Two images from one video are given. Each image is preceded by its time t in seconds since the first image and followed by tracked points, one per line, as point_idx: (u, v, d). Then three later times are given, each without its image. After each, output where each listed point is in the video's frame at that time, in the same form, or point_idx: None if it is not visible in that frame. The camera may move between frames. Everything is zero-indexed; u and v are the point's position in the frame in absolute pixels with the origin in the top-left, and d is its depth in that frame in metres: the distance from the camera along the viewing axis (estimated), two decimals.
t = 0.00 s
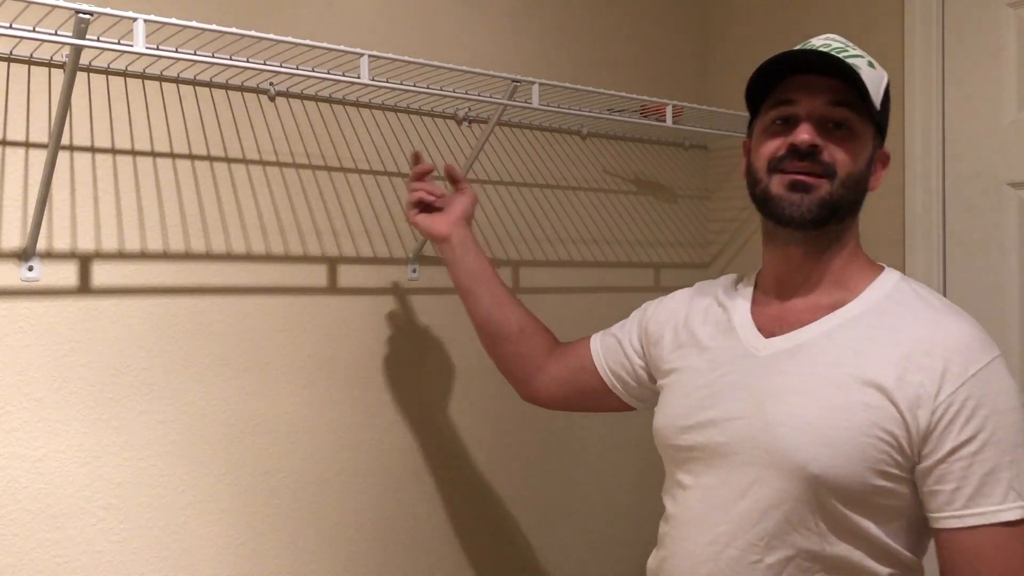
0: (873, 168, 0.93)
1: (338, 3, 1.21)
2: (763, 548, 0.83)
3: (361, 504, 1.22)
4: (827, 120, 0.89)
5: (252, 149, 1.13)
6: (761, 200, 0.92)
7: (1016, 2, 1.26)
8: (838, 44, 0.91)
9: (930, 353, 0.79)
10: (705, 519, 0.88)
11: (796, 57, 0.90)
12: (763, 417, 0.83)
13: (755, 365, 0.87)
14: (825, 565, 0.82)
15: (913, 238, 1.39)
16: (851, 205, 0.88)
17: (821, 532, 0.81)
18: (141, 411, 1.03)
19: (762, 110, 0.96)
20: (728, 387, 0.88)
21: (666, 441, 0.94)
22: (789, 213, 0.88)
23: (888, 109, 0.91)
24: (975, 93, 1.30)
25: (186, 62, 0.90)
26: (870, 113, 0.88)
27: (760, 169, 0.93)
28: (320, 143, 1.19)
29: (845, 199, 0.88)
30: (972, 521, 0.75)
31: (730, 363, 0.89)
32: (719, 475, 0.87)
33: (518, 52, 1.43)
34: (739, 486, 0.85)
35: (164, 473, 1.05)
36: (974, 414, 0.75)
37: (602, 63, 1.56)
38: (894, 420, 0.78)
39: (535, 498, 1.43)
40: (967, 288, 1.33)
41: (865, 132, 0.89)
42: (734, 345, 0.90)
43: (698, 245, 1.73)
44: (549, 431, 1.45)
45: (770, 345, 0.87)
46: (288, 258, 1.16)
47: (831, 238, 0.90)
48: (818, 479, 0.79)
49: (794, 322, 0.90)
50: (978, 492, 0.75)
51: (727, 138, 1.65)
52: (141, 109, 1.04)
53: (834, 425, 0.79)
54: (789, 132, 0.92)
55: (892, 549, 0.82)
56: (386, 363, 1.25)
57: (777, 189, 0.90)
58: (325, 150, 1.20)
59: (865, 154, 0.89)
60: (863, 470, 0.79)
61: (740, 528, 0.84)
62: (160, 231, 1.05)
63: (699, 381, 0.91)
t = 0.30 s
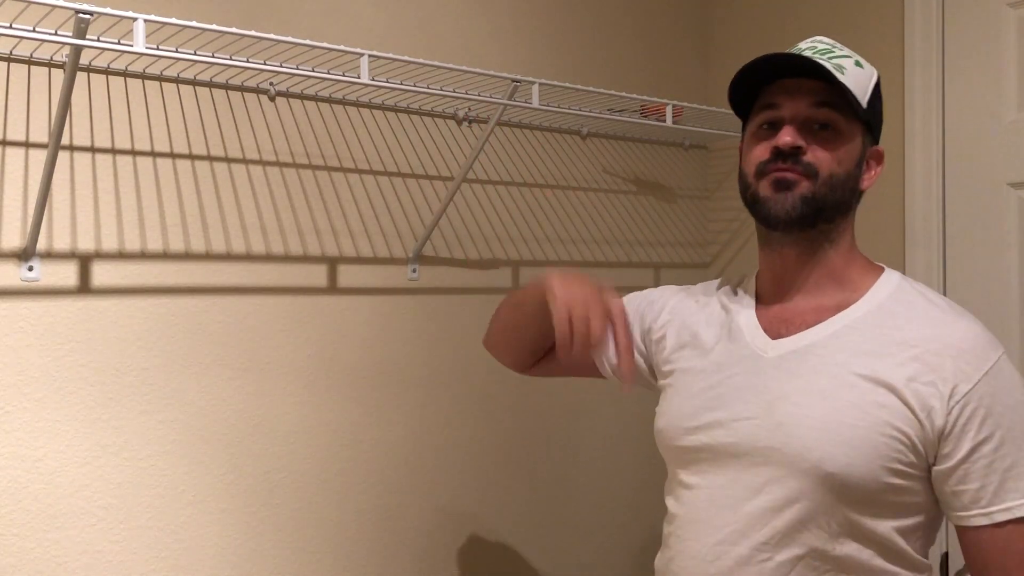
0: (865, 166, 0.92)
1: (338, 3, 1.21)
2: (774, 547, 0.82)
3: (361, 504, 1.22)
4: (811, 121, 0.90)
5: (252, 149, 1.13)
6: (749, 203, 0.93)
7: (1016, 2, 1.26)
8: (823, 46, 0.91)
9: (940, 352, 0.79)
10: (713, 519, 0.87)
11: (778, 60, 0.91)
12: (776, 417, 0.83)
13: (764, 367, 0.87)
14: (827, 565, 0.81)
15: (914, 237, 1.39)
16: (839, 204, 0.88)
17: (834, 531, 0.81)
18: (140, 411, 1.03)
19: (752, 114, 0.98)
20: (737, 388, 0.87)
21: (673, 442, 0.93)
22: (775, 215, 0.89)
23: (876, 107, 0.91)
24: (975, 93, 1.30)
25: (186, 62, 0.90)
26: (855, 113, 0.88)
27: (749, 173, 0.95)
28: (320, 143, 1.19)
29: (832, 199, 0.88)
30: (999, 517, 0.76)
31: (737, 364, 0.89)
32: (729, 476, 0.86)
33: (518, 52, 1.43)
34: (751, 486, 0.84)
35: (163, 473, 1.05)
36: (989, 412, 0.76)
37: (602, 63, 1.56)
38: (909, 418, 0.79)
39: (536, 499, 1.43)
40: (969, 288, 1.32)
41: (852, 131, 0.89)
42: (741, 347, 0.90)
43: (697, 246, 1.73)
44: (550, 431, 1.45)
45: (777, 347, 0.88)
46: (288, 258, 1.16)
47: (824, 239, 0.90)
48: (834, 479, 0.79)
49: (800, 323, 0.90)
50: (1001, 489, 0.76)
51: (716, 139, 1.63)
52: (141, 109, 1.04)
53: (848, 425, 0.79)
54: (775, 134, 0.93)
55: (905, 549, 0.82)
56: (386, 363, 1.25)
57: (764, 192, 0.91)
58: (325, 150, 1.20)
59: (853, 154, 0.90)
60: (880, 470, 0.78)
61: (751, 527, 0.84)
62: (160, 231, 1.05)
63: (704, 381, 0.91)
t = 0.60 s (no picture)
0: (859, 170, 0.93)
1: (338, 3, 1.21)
2: (782, 543, 0.82)
3: (360, 504, 1.22)
4: (809, 138, 0.89)
5: (252, 149, 1.13)
6: (751, 222, 0.93)
7: (1016, 2, 1.25)
8: (813, 50, 0.90)
9: (940, 348, 0.80)
10: (718, 518, 0.87)
11: (773, 78, 0.89)
12: (779, 417, 0.83)
13: (765, 367, 0.87)
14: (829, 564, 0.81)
15: (913, 238, 1.39)
16: (842, 217, 0.89)
17: (838, 528, 0.81)
18: (140, 411, 1.03)
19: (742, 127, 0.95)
20: (738, 389, 0.87)
21: (674, 443, 0.93)
22: (782, 239, 0.89)
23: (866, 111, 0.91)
24: (975, 93, 1.30)
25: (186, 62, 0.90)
26: (851, 125, 0.88)
27: (748, 191, 0.94)
28: (320, 143, 1.19)
29: (836, 216, 0.89)
30: (994, 509, 0.76)
31: (737, 365, 0.89)
32: (734, 475, 0.86)
33: (518, 52, 1.43)
34: (757, 484, 0.84)
35: (163, 473, 1.04)
36: (987, 406, 0.76)
37: (601, 63, 1.56)
38: (912, 415, 0.79)
39: (536, 498, 1.43)
40: (968, 288, 1.32)
41: (848, 143, 0.89)
42: (739, 348, 0.90)
43: (697, 246, 1.73)
44: (549, 431, 1.45)
45: (775, 347, 0.88)
46: (288, 258, 1.16)
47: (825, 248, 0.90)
48: (839, 476, 0.79)
49: (799, 325, 0.90)
50: (996, 481, 0.76)
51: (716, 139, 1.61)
52: (141, 109, 1.04)
53: (852, 424, 0.79)
54: (773, 152, 0.92)
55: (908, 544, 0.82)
56: (386, 363, 1.25)
57: (767, 215, 0.90)
58: (325, 150, 1.20)
59: (850, 164, 0.90)
60: (884, 467, 0.78)
61: (758, 524, 0.83)
62: (160, 231, 1.05)
63: (704, 383, 0.91)
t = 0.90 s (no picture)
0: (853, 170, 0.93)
1: (337, 3, 1.21)
2: (773, 542, 0.82)
3: (360, 504, 1.22)
4: (802, 137, 0.89)
5: (252, 149, 1.13)
6: (744, 221, 0.94)
7: (1017, 2, 1.25)
8: (808, 51, 0.90)
9: (931, 348, 0.80)
10: (711, 517, 0.87)
11: (767, 78, 0.89)
12: (772, 416, 0.83)
13: (758, 368, 0.87)
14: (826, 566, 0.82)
15: (914, 238, 1.39)
16: (835, 217, 0.90)
17: (830, 527, 0.81)
18: (140, 411, 1.03)
19: (736, 125, 0.96)
20: (731, 390, 0.88)
21: (668, 443, 0.93)
22: (774, 239, 0.90)
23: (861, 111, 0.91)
24: (975, 93, 1.30)
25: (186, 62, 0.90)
26: (845, 124, 0.88)
27: (741, 189, 0.94)
28: (320, 143, 1.19)
29: (828, 215, 0.89)
30: (984, 508, 0.76)
31: (730, 366, 0.89)
32: (727, 474, 0.86)
33: (518, 52, 1.43)
34: (750, 483, 0.84)
35: (163, 473, 1.05)
36: (978, 405, 0.76)
37: (602, 63, 1.56)
38: (903, 415, 0.79)
39: (535, 498, 1.43)
40: (968, 288, 1.32)
41: (841, 143, 0.89)
42: (733, 348, 0.90)
43: (697, 246, 1.73)
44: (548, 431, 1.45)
45: (769, 347, 0.88)
46: (288, 258, 1.16)
47: (818, 248, 0.90)
48: (831, 476, 0.79)
49: (792, 325, 0.90)
50: (986, 480, 0.76)
51: (716, 139, 1.61)
52: (141, 109, 1.04)
53: (844, 423, 0.80)
54: (766, 151, 0.92)
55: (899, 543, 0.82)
56: (386, 363, 1.25)
57: (760, 214, 0.91)
58: (325, 150, 1.20)
59: (843, 164, 0.90)
60: (875, 467, 0.79)
61: (750, 523, 0.84)
62: (159, 231, 1.05)
63: (698, 384, 0.91)
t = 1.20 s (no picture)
0: (825, 165, 0.90)
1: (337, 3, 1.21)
2: (768, 543, 0.82)
3: (360, 504, 1.22)
4: (748, 144, 0.90)
5: (253, 149, 1.13)
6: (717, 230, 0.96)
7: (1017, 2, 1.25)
8: (759, 57, 0.91)
9: (928, 350, 0.80)
10: (707, 517, 0.87)
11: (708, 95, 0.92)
12: (768, 418, 0.83)
13: (755, 368, 0.87)
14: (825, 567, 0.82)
15: (914, 238, 1.39)
16: (795, 215, 0.88)
17: (826, 528, 0.81)
18: (140, 411, 1.03)
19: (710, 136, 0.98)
20: (729, 390, 0.87)
21: (665, 443, 0.93)
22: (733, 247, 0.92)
23: (821, 102, 0.88)
24: (975, 93, 1.30)
25: (186, 62, 0.90)
26: (783, 126, 0.87)
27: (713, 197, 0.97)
28: (321, 143, 1.19)
29: (783, 219, 0.88)
30: (987, 507, 0.76)
31: (728, 367, 0.89)
32: (723, 475, 0.87)
33: (518, 51, 1.43)
34: (746, 484, 0.84)
35: (163, 473, 1.05)
36: (977, 407, 0.77)
37: (602, 63, 1.56)
38: (900, 417, 0.79)
39: (535, 499, 1.43)
40: (969, 288, 1.32)
41: (790, 144, 0.88)
42: (731, 350, 0.90)
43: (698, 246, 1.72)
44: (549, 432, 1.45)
45: (767, 348, 0.87)
46: (288, 258, 1.16)
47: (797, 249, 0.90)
48: (827, 477, 0.79)
49: (788, 325, 0.89)
50: (989, 480, 0.76)
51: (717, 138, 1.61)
52: (141, 109, 1.04)
53: (840, 425, 0.79)
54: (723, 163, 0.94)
55: (896, 545, 0.82)
56: (386, 363, 1.25)
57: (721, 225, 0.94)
58: (325, 150, 1.20)
59: (797, 163, 0.88)
60: (872, 468, 0.79)
61: (745, 524, 0.84)
62: (159, 231, 1.05)
63: (696, 385, 0.91)
